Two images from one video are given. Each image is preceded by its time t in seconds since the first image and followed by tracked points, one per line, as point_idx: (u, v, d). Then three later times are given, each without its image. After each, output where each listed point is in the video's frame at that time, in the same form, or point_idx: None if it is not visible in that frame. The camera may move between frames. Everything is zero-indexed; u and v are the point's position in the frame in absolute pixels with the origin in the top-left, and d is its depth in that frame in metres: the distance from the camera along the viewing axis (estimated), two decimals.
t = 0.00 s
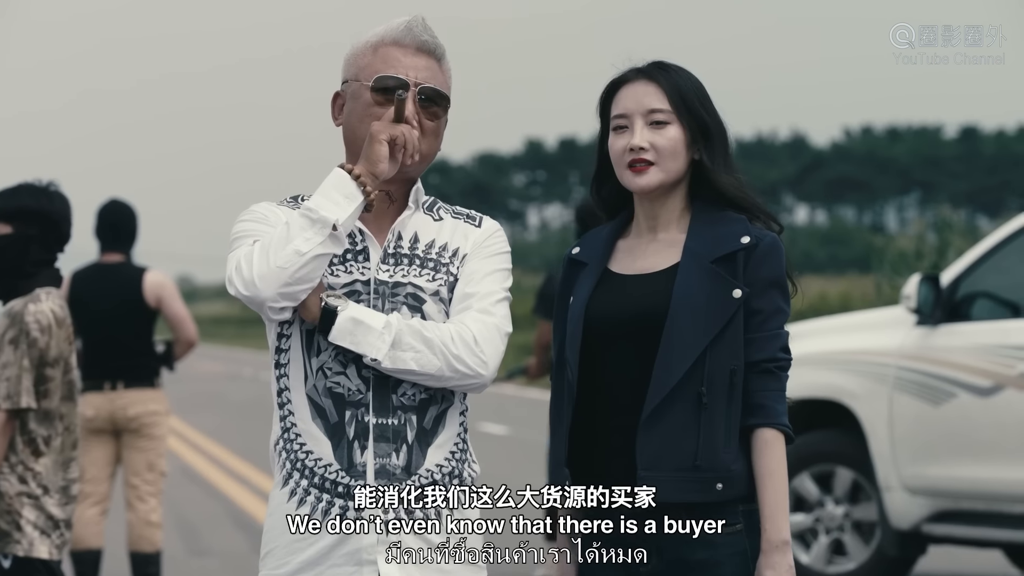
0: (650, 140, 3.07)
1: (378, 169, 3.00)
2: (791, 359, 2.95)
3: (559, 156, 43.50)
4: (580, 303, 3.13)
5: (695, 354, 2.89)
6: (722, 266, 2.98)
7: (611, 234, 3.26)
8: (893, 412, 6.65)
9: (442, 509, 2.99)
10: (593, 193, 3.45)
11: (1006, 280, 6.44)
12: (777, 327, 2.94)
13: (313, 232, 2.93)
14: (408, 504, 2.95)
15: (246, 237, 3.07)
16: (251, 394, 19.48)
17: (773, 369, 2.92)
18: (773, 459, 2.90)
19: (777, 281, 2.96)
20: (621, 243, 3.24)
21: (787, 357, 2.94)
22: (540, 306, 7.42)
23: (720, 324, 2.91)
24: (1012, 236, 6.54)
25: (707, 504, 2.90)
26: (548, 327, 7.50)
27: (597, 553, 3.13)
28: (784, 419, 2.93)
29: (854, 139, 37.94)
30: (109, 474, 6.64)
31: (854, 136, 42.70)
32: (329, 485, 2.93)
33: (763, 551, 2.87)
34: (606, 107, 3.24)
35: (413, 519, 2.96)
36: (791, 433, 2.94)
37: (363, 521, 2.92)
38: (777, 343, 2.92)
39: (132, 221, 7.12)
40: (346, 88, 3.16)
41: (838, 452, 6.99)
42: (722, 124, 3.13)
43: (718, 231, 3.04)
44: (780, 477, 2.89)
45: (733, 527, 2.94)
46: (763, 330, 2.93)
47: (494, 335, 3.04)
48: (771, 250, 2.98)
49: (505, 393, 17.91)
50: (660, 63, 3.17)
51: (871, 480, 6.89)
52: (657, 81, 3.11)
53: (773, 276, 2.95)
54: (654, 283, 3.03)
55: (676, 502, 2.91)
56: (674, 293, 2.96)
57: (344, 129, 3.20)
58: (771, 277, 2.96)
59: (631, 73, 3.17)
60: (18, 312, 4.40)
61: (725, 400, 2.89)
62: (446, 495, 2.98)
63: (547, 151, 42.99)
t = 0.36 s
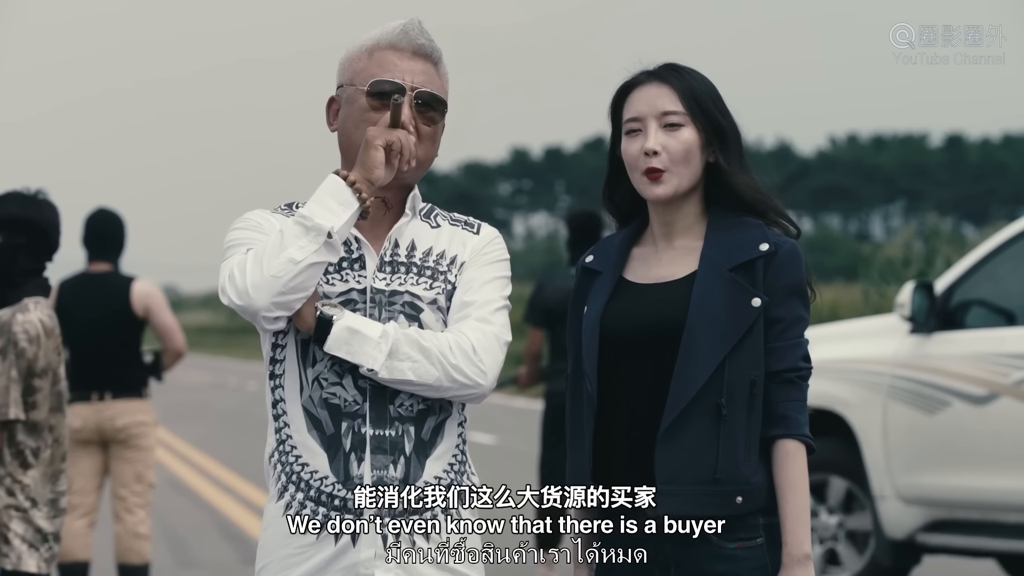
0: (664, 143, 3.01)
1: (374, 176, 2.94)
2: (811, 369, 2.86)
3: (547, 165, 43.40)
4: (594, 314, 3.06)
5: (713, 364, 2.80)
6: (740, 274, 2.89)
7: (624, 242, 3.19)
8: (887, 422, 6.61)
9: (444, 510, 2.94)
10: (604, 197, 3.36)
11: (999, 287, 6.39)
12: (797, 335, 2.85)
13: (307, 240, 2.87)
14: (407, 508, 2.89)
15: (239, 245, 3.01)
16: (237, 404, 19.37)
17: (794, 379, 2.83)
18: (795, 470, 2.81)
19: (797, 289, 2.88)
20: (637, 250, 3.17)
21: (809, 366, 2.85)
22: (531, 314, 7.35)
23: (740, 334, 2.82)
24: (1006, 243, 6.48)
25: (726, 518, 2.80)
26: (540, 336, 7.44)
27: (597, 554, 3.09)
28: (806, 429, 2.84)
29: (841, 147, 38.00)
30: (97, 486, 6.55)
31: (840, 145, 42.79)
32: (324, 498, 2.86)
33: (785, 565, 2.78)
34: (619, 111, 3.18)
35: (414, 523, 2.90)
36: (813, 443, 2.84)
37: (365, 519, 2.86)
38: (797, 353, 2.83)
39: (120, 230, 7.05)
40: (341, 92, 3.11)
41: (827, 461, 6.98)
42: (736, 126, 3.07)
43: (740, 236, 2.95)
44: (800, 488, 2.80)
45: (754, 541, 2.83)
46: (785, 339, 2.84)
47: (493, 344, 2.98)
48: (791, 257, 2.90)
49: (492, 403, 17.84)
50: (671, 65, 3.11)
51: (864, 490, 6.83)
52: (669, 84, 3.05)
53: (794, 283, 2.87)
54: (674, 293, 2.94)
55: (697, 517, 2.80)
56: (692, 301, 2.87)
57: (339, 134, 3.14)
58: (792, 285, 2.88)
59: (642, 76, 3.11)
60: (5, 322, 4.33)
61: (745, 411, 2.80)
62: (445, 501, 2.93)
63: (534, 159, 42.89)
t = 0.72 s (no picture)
0: (675, 160, 2.96)
1: (364, 187, 2.88)
2: (823, 388, 2.79)
3: (530, 178, 43.38)
4: (603, 324, 3.03)
5: (721, 380, 2.74)
6: (750, 289, 2.83)
7: (636, 254, 3.18)
8: (876, 435, 6.57)
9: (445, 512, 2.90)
10: (615, 213, 3.38)
11: (989, 301, 6.34)
12: (809, 353, 2.78)
13: (297, 253, 2.81)
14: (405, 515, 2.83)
15: (228, 258, 2.94)
16: (219, 420, 19.22)
17: (805, 398, 2.76)
18: (803, 490, 2.74)
19: (809, 304, 2.80)
20: (649, 262, 3.16)
21: (820, 385, 2.78)
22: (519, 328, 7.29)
23: (748, 350, 2.75)
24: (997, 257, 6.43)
25: (732, 538, 2.74)
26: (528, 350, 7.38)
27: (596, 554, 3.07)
28: (816, 450, 2.77)
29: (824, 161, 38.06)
30: (80, 502, 6.44)
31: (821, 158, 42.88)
32: (316, 517, 2.80)
33: None
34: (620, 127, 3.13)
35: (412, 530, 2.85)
36: (823, 464, 2.78)
37: (363, 520, 2.80)
38: (808, 370, 2.76)
39: (104, 244, 6.96)
40: (331, 103, 3.05)
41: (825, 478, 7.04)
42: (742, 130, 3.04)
43: (752, 250, 2.89)
44: (808, 509, 2.73)
45: (758, 560, 2.77)
46: (795, 356, 2.77)
47: (487, 359, 2.92)
48: (802, 273, 2.82)
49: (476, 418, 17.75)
50: (670, 75, 3.06)
51: (854, 506, 6.79)
52: (671, 96, 3.01)
53: (805, 299, 2.79)
54: (682, 306, 2.90)
55: (701, 535, 2.74)
56: (699, 314, 2.83)
57: (329, 146, 3.08)
58: (803, 301, 2.80)
59: (643, 91, 3.06)
60: None
61: (752, 429, 2.73)
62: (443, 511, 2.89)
63: (517, 173, 42.77)
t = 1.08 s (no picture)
0: (680, 170, 2.94)
1: (361, 193, 2.82)
2: (830, 397, 2.76)
3: (518, 187, 43.34)
4: (606, 334, 3.02)
5: (727, 390, 2.69)
6: (756, 297, 2.79)
7: (640, 263, 3.18)
8: (870, 446, 6.55)
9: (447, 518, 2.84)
10: (620, 216, 3.35)
11: (983, 308, 6.27)
12: (817, 362, 2.74)
13: (293, 261, 2.75)
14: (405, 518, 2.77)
15: (222, 267, 2.88)
16: (207, 429, 19.11)
17: (812, 407, 2.72)
18: (810, 502, 2.70)
19: (816, 312, 2.77)
20: (655, 271, 3.16)
21: (827, 395, 2.74)
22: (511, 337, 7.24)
23: (755, 359, 2.71)
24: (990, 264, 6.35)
25: (740, 552, 2.70)
26: (519, 359, 7.33)
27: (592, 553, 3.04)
28: (823, 460, 2.73)
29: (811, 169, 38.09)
30: (67, 513, 6.36)
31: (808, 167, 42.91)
32: (313, 530, 2.74)
33: None
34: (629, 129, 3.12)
35: (413, 534, 2.79)
36: (830, 475, 2.74)
37: (361, 520, 2.75)
38: (816, 379, 2.73)
39: (91, 253, 6.89)
40: (326, 107, 2.99)
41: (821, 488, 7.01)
42: (751, 138, 3.01)
43: (758, 258, 2.85)
44: (817, 520, 2.70)
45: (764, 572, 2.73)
46: (802, 365, 2.73)
47: (487, 368, 2.87)
48: (809, 280, 2.78)
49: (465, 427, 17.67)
50: (678, 79, 3.03)
51: (848, 515, 6.77)
52: (679, 103, 2.98)
53: (812, 307, 2.76)
54: (687, 314, 2.88)
55: (707, 549, 2.70)
56: (703, 324, 2.78)
57: (324, 151, 3.02)
58: (810, 310, 2.77)
59: (651, 95, 3.03)
60: None
61: (758, 440, 2.68)
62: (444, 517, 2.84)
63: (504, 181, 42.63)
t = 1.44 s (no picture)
0: (684, 177, 2.90)
1: (359, 196, 2.76)
2: (839, 405, 2.71)
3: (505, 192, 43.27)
4: (609, 339, 2.99)
5: (734, 397, 2.66)
6: (763, 303, 2.76)
7: (643, 266, 3.15)
8: (863, 453, 6.49)
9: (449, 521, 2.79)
10: (622, 218, 3.31)
11: (979, 315, 6.19)
12: (826, 368, 2.70)
13: (289, 265, 2.69)
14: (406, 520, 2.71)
15: (217, 272, 2.82)
16: (193, 436, 18.99)
17: (821, 415, 2.68)
18: (819, 511, 2.67)
19: (825, 318, 2.73)
20: (656, 275, 3.12)
21: (837, 403, 2.70)
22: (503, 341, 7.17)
23: (763, 366, 2.68)
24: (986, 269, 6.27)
25: (747, 562, 2.66)
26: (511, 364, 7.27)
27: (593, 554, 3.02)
28: (832, 469, 2.70)
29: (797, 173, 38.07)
30: (54, 521, 6.28)
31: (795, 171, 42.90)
32: (311, 541, 2.68)
33: None
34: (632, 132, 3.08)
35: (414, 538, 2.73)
36: (839, 484, 2.71)
37: (360, 526, 2.69)
38: (824, 387, 2.68)
39: (79, 258, 6.81)
40: (322, 109, 2.93)
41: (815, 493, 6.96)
42: (756, 143, 2.97)
43: (765, 265, 2.82)
44: (825, 530, 2.66)
45: None
46: (810, 372, 2.69)
47: (488, 374, 2.81)
48: (817, 285, 2.75)
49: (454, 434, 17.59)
50: (682, 82, 2.99)
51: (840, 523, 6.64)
52: (683, 109, 2.94)
53: (820, 314, 2.72)
54: (691, 320, 2.84)
55: (714, 561, 2.67)
56: (710, 330, 2.75)
57: (321, 154, 2.96)
58: (818, 315, 2.72)
59: (654, 100, 2.99)
60: None
61: (767, 449, 2.65)
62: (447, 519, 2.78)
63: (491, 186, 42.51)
